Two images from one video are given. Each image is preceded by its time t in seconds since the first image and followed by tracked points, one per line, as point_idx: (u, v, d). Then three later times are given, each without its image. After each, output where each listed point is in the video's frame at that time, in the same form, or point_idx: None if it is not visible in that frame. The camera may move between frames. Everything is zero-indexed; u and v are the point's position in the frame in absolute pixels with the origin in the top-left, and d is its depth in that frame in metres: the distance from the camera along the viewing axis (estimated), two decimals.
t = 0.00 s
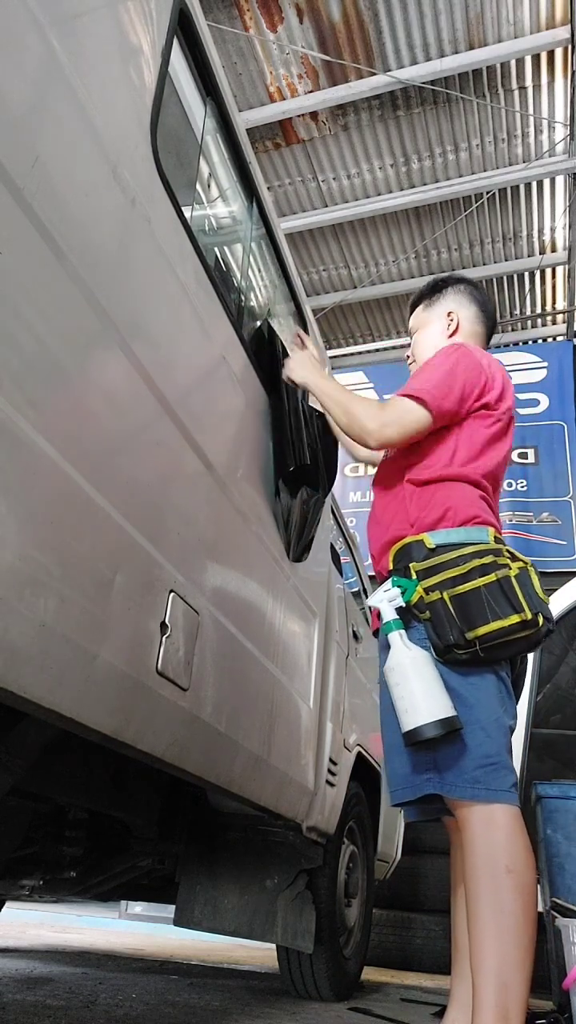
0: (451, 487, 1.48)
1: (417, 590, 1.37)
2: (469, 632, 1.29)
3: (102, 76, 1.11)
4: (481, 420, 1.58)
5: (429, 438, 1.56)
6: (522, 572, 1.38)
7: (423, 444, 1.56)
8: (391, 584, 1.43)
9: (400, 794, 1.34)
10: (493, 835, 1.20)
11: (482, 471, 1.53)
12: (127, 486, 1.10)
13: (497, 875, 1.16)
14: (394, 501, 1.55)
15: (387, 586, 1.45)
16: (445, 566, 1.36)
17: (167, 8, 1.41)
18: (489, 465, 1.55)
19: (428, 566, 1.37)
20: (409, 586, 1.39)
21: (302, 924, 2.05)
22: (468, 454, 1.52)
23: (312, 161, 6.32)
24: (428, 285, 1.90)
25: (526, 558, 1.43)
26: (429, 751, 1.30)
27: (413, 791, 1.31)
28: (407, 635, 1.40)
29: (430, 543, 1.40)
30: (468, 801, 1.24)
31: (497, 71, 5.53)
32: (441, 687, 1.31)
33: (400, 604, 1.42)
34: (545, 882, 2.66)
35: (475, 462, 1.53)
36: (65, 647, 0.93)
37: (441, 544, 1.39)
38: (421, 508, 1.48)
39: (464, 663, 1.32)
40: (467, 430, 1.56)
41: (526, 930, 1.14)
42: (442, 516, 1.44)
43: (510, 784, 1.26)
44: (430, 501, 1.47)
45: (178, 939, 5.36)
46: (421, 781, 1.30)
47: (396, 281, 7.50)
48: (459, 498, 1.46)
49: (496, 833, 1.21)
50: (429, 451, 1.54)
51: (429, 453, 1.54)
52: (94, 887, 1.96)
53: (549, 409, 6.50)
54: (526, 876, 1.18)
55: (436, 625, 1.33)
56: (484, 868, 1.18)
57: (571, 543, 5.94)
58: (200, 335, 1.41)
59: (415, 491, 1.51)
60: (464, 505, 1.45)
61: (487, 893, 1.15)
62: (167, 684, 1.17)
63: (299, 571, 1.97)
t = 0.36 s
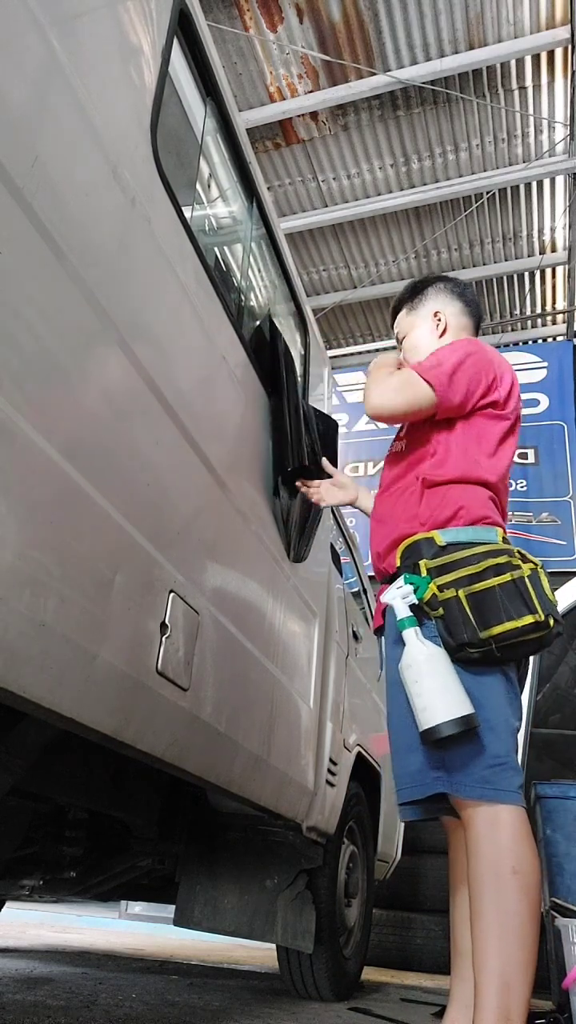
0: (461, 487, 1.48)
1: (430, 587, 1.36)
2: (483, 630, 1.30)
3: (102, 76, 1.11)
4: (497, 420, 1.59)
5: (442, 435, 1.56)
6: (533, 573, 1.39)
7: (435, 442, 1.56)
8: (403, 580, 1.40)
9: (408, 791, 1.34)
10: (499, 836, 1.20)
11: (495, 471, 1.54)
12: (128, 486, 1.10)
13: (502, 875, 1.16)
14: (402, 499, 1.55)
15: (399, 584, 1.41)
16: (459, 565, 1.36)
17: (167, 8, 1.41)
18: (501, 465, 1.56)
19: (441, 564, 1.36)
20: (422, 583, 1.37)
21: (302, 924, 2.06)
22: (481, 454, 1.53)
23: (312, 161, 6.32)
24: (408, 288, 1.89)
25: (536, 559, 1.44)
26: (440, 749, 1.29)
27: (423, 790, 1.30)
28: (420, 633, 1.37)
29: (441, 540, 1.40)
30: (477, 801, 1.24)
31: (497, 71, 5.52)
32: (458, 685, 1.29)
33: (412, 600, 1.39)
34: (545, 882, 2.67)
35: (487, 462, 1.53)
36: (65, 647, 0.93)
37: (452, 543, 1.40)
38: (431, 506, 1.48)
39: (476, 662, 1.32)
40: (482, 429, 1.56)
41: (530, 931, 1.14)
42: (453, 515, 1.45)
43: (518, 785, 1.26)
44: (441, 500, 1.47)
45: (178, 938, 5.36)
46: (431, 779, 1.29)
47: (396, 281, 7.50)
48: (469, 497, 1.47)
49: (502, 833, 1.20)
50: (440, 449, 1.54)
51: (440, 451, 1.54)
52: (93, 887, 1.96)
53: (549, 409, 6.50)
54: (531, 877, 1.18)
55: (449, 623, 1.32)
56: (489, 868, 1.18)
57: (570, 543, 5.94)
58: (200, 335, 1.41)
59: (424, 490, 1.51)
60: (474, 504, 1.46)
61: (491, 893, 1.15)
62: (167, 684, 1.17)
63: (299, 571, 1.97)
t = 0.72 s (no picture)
0: (455, 486, 1.48)
1: (419, 587, 1.37)
2: (471, 629, 1.29)
3: (102, 76, 1.11)
4: (491, 418, 1.59)
5: (436, 435, 1.56)
6: (526, 572, 1.38)
7: (428, 442, 1.56)
8: (392, 581, 1.43)
9: (401, 793, 1.35)
10: (495, 836, 1.20)
11: (491, 469, 1.53)
12: (127, 486, 1.10)
13: (499, 876, 1.16)
14: (397, 499, 1.55)
15: (389, 584, 1.43)
16: (450, 565, 1.36)
17: (167, 8, 1.41)
18: (498, 462, 1.55)
19: (432, 564, 1.37)
20: (411, 584, 1.39)
21: (302, 924, 2.06)
22: (475, 451, 1.53)
23: (312, 161, 6.32)
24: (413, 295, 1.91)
25: (530, 557, 1.43)
26: (427, 751, 1.30)
27: (413, 791, 1.31)
28: (407, 633, 1.40)
29: (434, 540, 1.40)
30: (471, 801, 1.24)
31: (497, 71, 5.52)
32: (439, 687, 1.30)
33: (401, 601, 1.41)
34: (544, 881, 2.67)
35: (482, 460, 1.53)
36: (65, 647, 0.93)
37: (444, 543, 1.39)
38: (425, 506, 1.48)
39: (467, 662, 1.32)
40: (477, 427, 1.56)
41: (529, 931, 1.14)
42: (446, 514, 1.44)
43: (514, 785, 1.26)
44: (434, 500, 1.47)
45: (178, 938, 5.36)
46: (421, 781, 1.30)
47: (396, 281, 7.50)
48: (462, 495, 1.46)
49: (498, 834, 1.21)
50: (434, 449, 1.53)
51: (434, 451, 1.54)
52: (94, 887, 1.97)
53: (549, 409, 6.49)
54: (529, 877, 1.18)
55: (438, 623, 1.33)
56: (486, 868, 1.18)
57: (570, 543, 5.95)
58: (200, 334, 1.41)
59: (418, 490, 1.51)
60: (467, 502, 1.45)
61: (489, 893, 1.15)
62: (167, 684, 1.17)
63: (299, 571, 1.97)
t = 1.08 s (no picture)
0: (451, 486, 1.48)
1: (416, 588, 1.37)
2: (467, 630, 1.29)
3: (102, 76, 1.11)
4: (487, 418, 1.59)
5: (432, 435, 1.56)
6: (522, 572, 1.38)
7: (425, 443, 1.56)
8: (389, 582, 1.42)
9: (401, 792, 1.34)
10: (492, 836, 1.20)
11: (486, 470, 1.53)
12: (127, 486, 1.10)
13: (496, 875, 1.16)
14: (394, 500, 1.55)
15: (386, 585, 1.43)
16: (446, 565, 1.36)
17: (167, 8, 1.41)
18: (493, 463, 1.55)
19: (428, 565, 1.37)
20: (408, 585, 1.39)
21: (302, 924, 2.06)
22: (472, 452, 1.53)
23: (312, 161, 6.32)
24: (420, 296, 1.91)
25: (526, 557, 1.43)
26: (431, 751, 1.30)
27: (415, 791, 1.31)
28: (405, 633, 1.40)
29: (429, 540, 1.40)
30: (469, 801, 1.24)
31: (497, 71, 5.52)
32: (443, 687, 1.30)
33: (399, 602, 1.41)
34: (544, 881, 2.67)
35: (478, 461, 1.53)
36: (65, 647, 0.93)
37: (440, 543, 1.39)
38: (421, 507, 1.48)
39: (464, 662, 1.32)
40: (473, 427, 1.56)
41: (526, 930, 1.14)
42: (442, 515, 1.44)
43: (511, 784, 1.26)
44: (430, 501, 1.47)
45: (178, 938, 5.36)
46: (423, 780, 1.30)
47: (396, 281, 7.50)
48: (458, 496, 1.46)
49: (496, 833, 1.21)
50: (431, 449, 1.53)
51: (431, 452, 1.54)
52: (94, 887, 1.97)
53: (549, 409, 6.49)
54: (526, 876, 1.18)
55: (435, 623, 1.33)
56: (483, 868, 1.18)
57: (570, 543, 5.96)
58: (200, 334, 1.41)
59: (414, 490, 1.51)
60: (464, 503, 1.45)
61: (486, 893, 1.15)
62: (167, 684, 1.17)
63: (298, 571, 1.97)
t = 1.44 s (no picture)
0: (449, 486, 1.48)
1: (414, 589, 1.37)
2: (465, 631, 1.30)
3: (103, 76, 1.11)
4: (486, 419, 1.59)
5: (430, 436, 1.56)
6: (518, 572, 1.38)
7: (423, 443, 1.56)
8: (387, 583, 1.42)
9: (398, 792, 1.34)
10: (490, 836, 1.20)
11: (484, 472, 1.53)
12: (127, 486, 1.10)
13: (494, 875, 1.16)
14: (392, 500, 1.55)
15: (384, 586, 1.43)
16: (444, 566, 1.35)
17: (167, 8, 1.41)
18: (491, 465, 1.55)
19: (426, 566, 1.37)
20: (405, 586, 1.39)
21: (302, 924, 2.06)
22: (471, 453, 1.53)
23: (312, 161, 6.32)
24: (424, 294, 1.91)
25: (523, 557, 1.43)
26: (428, 751, 1.30)
27: (412, 791, 1.31)
28: (403, 633, 1.40)
29: (427, 541, 1.40)
30: (467, 801, 1.24)
31: (497, 71, 5.53)
32: (439, 687, 1.30)
33: (396, 602, 1.40)
34: (544, 881, 2.67)
35: (476, 462, 1.53)
36: (65, 647, 0.93)
37: (438, 543, 1.39)
38: (418, 507, 1.48)
39: (461, 663, 1.32)
40: (472, 428, 1.56)
41: (524, 931, 1.14)
42: (440, 516, 1.44)
43: (509, 784, 1.26)
44: (428, 501, 1.47)
45: (178, 938, 5.36)
46: (419, 780, 1.30)
47: (396, 281, 7.50)
48: (455, 497, 1.46)
49: (494, 833, 1.21)
50: (429, 450, 1.54)
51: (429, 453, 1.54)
52: (94, 887, 1.97)
53: (549, 409, 6.49)
54: (524, 876, 1.18)
55: (432, 624, 1.33)
56: (481, 867, 1.18)
57: (570, 543, 5.96)
58: (200, 335, 1.41)
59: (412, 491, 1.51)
60: (461, 503, 1.45)
61: (484, 893, 1.15)
62: (167, 684, 1.17)
63: (299, 571, 1.97)
